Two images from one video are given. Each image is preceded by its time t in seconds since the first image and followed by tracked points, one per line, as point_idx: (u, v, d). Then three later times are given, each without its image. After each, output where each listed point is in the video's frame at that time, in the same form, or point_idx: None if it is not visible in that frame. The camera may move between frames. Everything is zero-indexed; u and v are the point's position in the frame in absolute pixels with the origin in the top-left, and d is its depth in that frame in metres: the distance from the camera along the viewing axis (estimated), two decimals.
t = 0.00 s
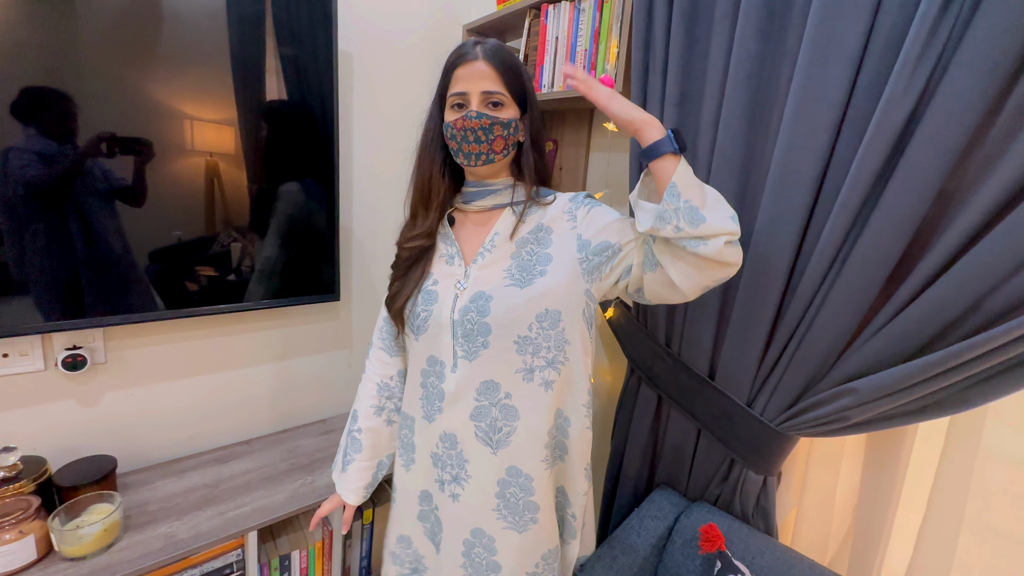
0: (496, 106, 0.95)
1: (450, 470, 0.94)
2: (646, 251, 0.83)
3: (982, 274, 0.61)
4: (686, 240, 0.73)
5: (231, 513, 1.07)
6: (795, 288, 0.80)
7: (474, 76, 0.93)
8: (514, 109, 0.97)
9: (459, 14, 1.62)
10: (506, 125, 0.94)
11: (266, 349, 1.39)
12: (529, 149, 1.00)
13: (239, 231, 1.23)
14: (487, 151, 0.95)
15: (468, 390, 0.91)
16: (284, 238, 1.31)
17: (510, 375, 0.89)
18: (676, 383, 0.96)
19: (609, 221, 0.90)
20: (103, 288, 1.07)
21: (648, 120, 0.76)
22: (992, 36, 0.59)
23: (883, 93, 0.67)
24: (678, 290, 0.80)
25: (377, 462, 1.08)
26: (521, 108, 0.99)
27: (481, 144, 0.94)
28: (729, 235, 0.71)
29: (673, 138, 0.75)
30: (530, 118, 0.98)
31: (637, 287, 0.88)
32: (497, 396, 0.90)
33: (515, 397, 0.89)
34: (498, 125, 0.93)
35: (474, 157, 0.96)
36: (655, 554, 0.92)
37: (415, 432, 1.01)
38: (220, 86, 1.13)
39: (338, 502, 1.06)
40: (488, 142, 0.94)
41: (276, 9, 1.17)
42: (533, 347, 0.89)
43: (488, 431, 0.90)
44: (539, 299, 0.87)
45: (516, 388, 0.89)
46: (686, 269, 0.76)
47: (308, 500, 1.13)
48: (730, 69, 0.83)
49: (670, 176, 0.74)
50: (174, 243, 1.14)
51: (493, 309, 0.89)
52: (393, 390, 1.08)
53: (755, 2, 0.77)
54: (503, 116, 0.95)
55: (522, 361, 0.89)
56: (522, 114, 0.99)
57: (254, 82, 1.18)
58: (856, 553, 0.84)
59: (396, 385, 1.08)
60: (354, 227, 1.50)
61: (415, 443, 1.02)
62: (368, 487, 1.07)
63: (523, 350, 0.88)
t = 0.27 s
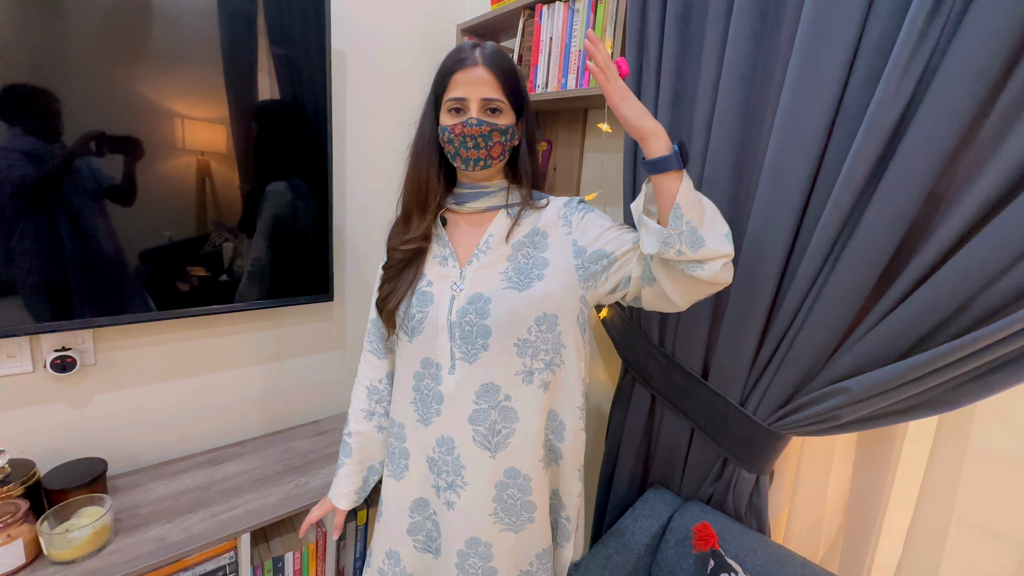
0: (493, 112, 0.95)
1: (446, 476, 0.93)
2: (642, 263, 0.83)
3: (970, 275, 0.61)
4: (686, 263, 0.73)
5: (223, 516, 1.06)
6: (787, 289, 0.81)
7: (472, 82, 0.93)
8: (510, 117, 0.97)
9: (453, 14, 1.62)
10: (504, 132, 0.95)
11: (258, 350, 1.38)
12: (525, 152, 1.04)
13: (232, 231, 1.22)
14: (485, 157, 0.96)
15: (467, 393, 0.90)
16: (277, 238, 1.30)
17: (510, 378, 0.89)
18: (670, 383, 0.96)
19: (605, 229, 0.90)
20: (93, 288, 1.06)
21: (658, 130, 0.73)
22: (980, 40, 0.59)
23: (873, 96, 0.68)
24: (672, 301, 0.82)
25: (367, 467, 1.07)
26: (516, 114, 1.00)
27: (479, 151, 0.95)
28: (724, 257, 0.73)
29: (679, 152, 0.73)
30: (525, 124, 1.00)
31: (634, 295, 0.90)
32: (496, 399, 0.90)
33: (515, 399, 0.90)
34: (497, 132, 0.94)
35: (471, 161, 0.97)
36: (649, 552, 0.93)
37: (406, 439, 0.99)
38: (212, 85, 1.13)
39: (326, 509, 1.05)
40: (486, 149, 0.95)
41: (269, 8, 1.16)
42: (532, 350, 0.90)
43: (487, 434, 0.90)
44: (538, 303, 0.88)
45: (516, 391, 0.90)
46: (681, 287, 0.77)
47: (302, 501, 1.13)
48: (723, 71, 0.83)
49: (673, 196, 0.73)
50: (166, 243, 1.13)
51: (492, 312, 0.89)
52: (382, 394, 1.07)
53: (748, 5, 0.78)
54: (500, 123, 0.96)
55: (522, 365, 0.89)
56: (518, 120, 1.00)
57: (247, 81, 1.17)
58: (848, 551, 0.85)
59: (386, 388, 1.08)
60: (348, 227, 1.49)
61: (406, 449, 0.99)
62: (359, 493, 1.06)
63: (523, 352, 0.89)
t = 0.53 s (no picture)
0: (478, 112, 0.96)
1: (439, 466, 0.94)
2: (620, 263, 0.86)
3: (957, 276, 0.63)
4: (661, 266, 0.77)
5: (215, 518, 1.05)
6: (779, 289, 0.81)
7: (457, 82, 0.94)
8: (494, 116, 0.98)
9: (446, 13, 1.61)
10: (488, 131, 0.95)
11: (249, 351, 1.37)
12: (508, 153, 1.04)
13: (221, 229, 1.20)
14: (470, 155, 0.96)
15: (456, 387, 0.92)
16: (268, 237, 1.28)
17: (499, 372, 0.90)
18: (662, 382, 0.96)
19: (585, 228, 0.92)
20: (80, 288, 1.04)
21: (635, 142, 0.77)
22: (966, 45, 0.60)
23: (863, 99, 0.69)
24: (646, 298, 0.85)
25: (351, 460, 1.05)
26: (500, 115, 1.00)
27: (464, 148, 0.95)
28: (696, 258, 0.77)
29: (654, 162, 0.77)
30: (508, 124, 1.01)
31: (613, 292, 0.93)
32: (486, 391, 0.91)
33: (503, 392, 0.91)
34: (481, 131, 0.94)
35: (456, 160, 0.97)
36: (642, 551, 0.93)
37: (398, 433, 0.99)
38: (202, 83, 1.11)
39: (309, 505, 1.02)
40: (471, 147, 0.95)
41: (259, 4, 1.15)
42: (519, 344, 0.90)
43: (477, 426, 0.91)
44: (525, 300, 0.89)
45: (504, 385, 0.90)
46: (655, 286, 0.81)
47: (295, 503, 1.12)
48: (715, 73, 0.84)
49: (650, 203, 0.77)
50: (154, 242, 1.11)
51: (480, 308, 0.90)
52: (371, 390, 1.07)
53: (740, 8, 0.79)
54: (485, 122, 0.96)
55: (510, 359, 0.90)
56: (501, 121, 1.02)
57: (237, 79, 1.15)
58: (838, 550, 0.86)
59: (374, 382, 1.07)
60: (340, 226, 1.48)
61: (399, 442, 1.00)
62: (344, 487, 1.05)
63: (510, 347, 0.90)
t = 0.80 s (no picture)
0: (463, 117, 0.98)
1: (425, 444, 0.98)
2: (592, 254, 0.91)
3: (954, 275, 0.63)
4: (629, 250, 0.81)
5: (209, 520, 1.04)
6: (777, 287, 0.82)
7: (442, 89, 0.95)
8: (479, 119, 0.99)
9: (442, 9, 1.60)
10: (474, 134, 0.97)
11: (243, 350, 1.35)
12: (491, 151, 1.06)
13: (213, 228, 1.19)
14: (456, 157, 0.99)
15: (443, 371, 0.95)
16: (260, 235, 1.27)
17: (481, 354, 0.95)
18: (660, 380, 0.96)
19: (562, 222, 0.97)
20: (68, 288, 1.02)
21: (590, 146, 0.84)
22: (965, 46, 0.61)
23: (862, 98, 0.69)
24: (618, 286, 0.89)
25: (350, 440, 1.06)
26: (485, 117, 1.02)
27: (450, 150, 0.98)
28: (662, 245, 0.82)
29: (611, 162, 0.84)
30: (493, 125, 1.02)
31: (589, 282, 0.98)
32: (470, 373, 0.95)
33: (486, 374, 0.95)
34: (466, 134, 0.97)
35: (443, 161, 0.99)
36: (641, 549, 0.93)
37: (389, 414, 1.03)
38: (193, 78, 1.09)
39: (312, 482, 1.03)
40: (457, 149, 0.98)
41: None
42: (501, 330, 0.96)
43: (462, 406, 0.95)
44: (507, 288, 0.94)
45: (487, 366, 0.95)
46: (627, 271, 0.85)
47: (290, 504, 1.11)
48: (714, 71, 0.84)
49: (613, 195, 0.84)
50: (144, 241, 1.09)
51: (466, 297, 0.94)
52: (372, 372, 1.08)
53: (739, 7, 0.79)
54: (470, 126, 0.98)
55: (492, 343, 0.95)
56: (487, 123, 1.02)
57: (229, 75, 1.14)
58: (836, 547, 0.86)
59: (373, 366, 1.08)
60: (334, 224, 1.47)
61: (387, 424, 1.04)
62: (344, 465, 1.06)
63: (493, 333, 0.95)
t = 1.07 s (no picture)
0: (453, 122, 0.99)
1: (422, 432, 0.99)
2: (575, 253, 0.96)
3: (951, 272, 0.63)
4: (605, 248, 0.86)
5: (203, 521, 1.02)
6: (775, 284, 0.82)
7: (432, 96, 0.96)
8: (468, 124, 1.01)
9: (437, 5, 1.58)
10: (463, 137, 0.99)
11: (237, 349, 1.34)
12: (479, 153, 1.07)
13: (204, 226, 1.17)
14: (447, 159, 1.00)
15: (438, 362, 0.96)
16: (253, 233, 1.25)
17: (474, 345, 0.96)
18: (659, 379, 0.96)
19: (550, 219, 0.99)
20: (56, 286, 1.00)
21: (559, 159, 0.91)
22: (964, 43, 0.61)
23: (861, 95, 0.69)
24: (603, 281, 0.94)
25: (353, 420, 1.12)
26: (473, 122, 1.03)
27: (441, 154, 0.98)
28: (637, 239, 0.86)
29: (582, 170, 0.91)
30: (482, 129, 1.03)
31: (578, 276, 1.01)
32: (466, 364, 0.96)
33: (480, 364, 0.97)
34: (456, 137, 0.98)
35: (434, 164, 1.01)
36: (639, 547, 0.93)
37: (390, 403, 1.04)
38: (185, 73, 1.08)
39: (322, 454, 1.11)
40: (448, 152, 0.98)
41: None
42: (493, 323, 0.97)
43: (457, 394, 0.96)
44: (498, 285, 0.95)
45: (481, 356, 0.97)
46: (606, 266, 0.89)
47: (286, 504, 1.10)
48: (712, 68, 0.84)
49: (584, 199, 0.90)
50: (134, 238, 1.07)
51: (460, 295, 0.95)
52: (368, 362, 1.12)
53: (738, 3, 0.78)
54: (459, 130, 0.99)
55: (484, 335, 0.97)
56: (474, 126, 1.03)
57: (222, 69, 1.12)
58: (833, 543, 0.87)
59: (370, 357, 1.13)
60: (329, 221, 1.45)
61: (389, 412, 1.06)
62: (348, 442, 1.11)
63: (486, 326, 0.96)
